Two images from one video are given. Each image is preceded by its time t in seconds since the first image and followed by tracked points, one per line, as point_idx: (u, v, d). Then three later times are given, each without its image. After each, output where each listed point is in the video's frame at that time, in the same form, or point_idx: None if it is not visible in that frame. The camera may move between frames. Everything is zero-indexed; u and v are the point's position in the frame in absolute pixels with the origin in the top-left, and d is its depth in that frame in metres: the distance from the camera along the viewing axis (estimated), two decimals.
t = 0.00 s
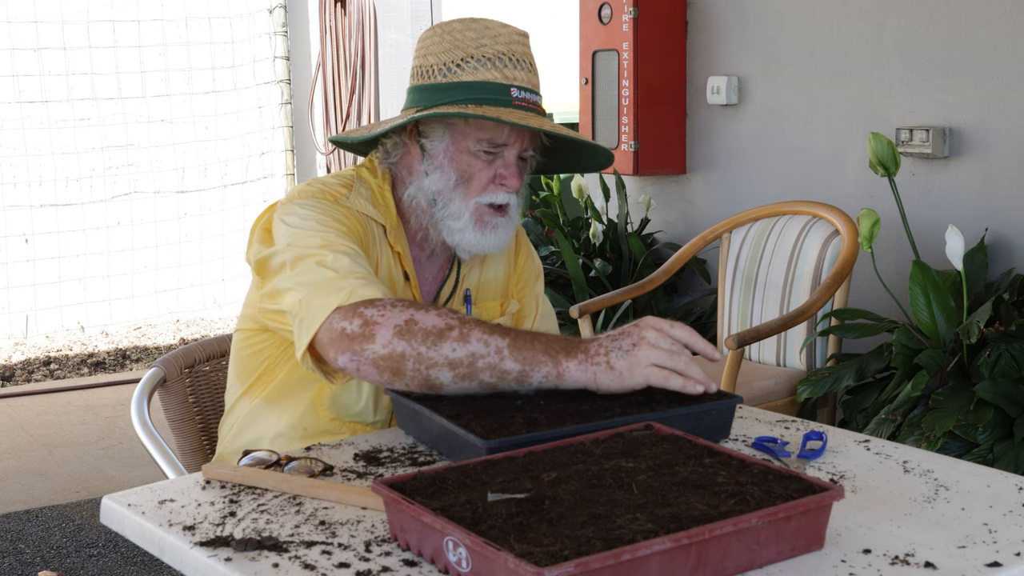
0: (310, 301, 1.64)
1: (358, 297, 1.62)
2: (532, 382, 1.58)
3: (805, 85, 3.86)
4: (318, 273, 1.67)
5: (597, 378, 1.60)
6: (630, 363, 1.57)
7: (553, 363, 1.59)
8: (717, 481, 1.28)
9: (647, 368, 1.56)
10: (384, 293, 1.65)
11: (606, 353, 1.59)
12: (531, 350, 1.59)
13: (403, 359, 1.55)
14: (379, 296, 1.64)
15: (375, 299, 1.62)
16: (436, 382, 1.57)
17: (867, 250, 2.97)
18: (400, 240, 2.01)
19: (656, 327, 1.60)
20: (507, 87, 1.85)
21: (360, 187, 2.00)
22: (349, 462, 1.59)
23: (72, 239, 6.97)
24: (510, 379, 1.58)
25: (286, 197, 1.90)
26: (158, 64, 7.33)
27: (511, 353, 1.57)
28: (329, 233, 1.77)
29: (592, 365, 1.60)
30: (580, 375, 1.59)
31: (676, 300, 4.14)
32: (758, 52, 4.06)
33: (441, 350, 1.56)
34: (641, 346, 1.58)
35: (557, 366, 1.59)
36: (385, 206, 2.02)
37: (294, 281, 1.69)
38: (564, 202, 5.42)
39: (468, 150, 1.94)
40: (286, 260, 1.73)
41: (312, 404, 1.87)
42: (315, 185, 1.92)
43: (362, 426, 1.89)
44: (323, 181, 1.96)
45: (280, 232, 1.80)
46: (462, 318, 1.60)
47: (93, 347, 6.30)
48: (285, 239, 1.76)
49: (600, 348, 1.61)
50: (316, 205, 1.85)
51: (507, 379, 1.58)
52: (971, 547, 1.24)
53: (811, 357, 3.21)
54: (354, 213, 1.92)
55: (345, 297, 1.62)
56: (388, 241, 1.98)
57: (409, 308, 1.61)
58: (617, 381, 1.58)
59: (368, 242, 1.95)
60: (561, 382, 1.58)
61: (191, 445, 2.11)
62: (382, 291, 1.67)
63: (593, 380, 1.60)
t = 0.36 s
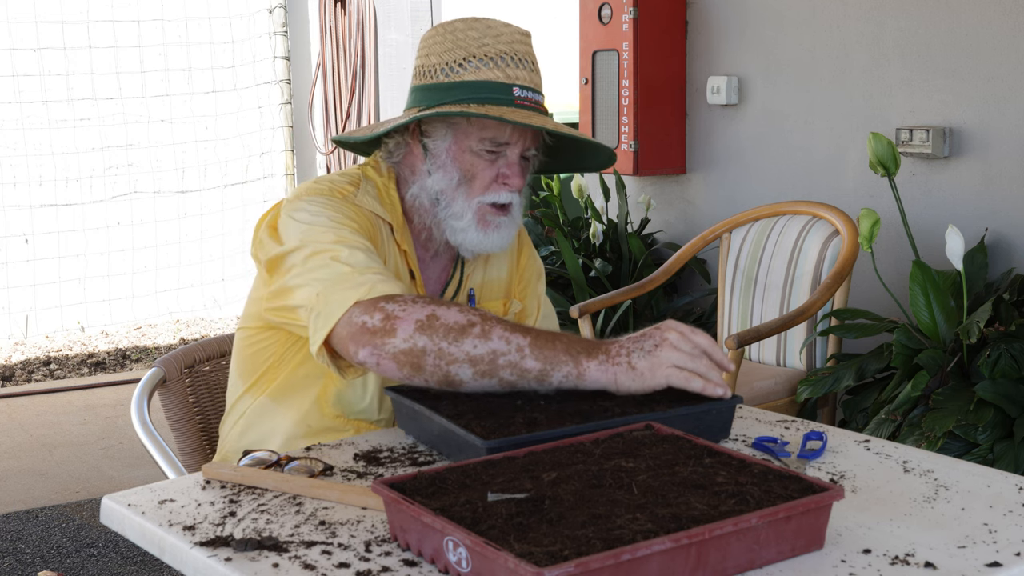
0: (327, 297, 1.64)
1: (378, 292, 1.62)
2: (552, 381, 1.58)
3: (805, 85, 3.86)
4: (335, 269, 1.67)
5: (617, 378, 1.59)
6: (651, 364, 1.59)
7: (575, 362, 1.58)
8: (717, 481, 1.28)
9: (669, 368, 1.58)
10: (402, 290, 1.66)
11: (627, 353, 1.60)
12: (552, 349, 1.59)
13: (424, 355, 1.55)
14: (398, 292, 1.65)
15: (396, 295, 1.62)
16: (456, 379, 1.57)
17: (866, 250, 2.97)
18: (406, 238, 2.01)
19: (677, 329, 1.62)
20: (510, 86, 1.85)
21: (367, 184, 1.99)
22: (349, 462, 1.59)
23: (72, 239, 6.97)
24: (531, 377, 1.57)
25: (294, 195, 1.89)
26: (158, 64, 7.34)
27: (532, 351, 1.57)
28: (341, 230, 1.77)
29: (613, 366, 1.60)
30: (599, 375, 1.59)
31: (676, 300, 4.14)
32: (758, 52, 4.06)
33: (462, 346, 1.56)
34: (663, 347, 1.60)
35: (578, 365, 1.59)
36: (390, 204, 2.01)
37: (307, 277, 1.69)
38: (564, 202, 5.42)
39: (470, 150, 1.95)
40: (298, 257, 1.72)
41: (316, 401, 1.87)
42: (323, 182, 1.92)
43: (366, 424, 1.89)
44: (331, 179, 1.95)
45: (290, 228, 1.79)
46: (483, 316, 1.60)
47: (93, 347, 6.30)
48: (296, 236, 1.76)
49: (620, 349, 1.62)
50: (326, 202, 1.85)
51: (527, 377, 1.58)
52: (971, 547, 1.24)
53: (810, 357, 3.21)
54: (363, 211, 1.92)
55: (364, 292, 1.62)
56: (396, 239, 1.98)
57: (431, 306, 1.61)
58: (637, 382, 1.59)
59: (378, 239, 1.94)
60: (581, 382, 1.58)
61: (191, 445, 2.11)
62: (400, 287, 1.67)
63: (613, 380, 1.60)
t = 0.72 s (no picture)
0: (322, 304, 1.63)
1: (370, 299, 1.61)
2: (545, 376, 1.56)
3: (805, 85, 3.86)
4: (330, 274, 1.66)
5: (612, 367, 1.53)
6: (644, 350, 1.51)
7: (565, 357, 1.54)
8: (717, 481, 1.28)
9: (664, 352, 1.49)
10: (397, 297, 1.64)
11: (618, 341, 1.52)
12: (540, 344, 1.56)
13: (414, 361, 1.55)
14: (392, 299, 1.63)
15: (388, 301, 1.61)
16: (449, 381, 1.58)
17: (866, 250, 2.97)
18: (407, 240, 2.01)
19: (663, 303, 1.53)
20: (511, 88, 1.86)
21: (367, 186, 1.99)
22: (349, 462, 1.59)
23: (72, 239, 6.97)
24: (521, 375, 1.55)
25: (294, 197, 1.89)
26: (158, 64, 7.33)
27: (521, 350, 1.55)
28: (338, 234, 1.76)
29: (605, 356, 1.53)
30: (592, 366, 1.53)
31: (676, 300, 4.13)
32: (758, 52, 4.06)
33: (450, 351, 1.55)
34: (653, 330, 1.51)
35: (568, 360, 1.54)
36: (391, 206, 2.01)
37: (303, 282, 1.68)
38: (564, 202, 5.43)
39: (471, 151, 1.94)
40: (296, 261, 1.72)
41: (317, 404, 1.87)
42: (323, 185, 1.91)
43: (367, 425, 1.89)
44: (330, 181, 1.95)
45: (288, 232, 1.79)
46: (471, 316, 1.58)
47: (93, 347, 6.30)
48: (294, 239, 1.75)
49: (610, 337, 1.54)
50: (324, 205, 1.85)
51: (517, 375, 1.56)
52: (971, 547, 1.24)
53: (811, 357, 3.21)
54: (362, 214, 1.92)
55: (358, 299, 1.61)
56: (395, 241, 1.98)
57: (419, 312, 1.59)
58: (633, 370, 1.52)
59: (376, 242, 1.94)
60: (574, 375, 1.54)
61: (192, 444, 2.11)
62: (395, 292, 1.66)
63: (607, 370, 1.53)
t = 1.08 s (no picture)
0: (298, 301, 1.63)
1: (344, 298, 1.61)
2: (518, 372, 1.58)
3: (805, 85, 3.86)
4: (310, 272, 1.66)
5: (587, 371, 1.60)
6: (630, 369, 1.63)
7: (540, 351, 1.59)
8: (717, 481, 1.28)
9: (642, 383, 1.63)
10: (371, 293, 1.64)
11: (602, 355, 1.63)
12: (515, 340, 1.59)
13: (389, 359, 1.54)
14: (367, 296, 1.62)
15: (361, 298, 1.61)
16: (422, 380, 1.57)
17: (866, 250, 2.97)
18: (400, 239, 2.01)
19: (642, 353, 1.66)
20: (503, 86, 1.86)
21: (360, 186, 1.99)
22: (349, 462, 1.59)
23: (71, 239, 6.97)
24: (496, 370, 1.57)
25: (285, 197, 1.90)
26: (158, 64, 7.32)
27: (496, 344, 1.57)
28: (325, 235, 1.76)
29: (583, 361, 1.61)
30: (569, 364, 1.59)
31: (676, 299, 4.13)
32: (758, 52, 4.06)
33: (425, 347, 1.55)
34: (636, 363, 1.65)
35: (543, 353, 1.58)
36: (384, 205, 2.02)
37: (284, 282, 1.67)
38: (564, 202, 5.43)
39: (463, 150, 1.95)
40: (281, 261, 1.72)
41: (314, 405, 1.87)
42: (314, 185, 1.92)
43: (363, 426, 1.89)
44: (322, 181, 1.95)
45: (276, 231, 1.79)
46: (445, 315, 1.59)
47: (93, 347, 6.30)
48: (282, 238, 1.75)
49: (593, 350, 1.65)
50: (313, 205, 1.85)
51: (492, 372, 1.58)
52: (971, 547, 1.24)
53: (811, 357, 3.21)
54: (351, 214, 1.92)
55: (331, 297, 1.61)
56: (386, 241, 1.98)
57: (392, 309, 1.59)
58: (614, 383, 1.62)
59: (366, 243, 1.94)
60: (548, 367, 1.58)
61: (191, 445, 2.11)
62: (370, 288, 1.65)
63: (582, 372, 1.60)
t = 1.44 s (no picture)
0: (287, 309, 1.62)
1: (331, 305, 1.60)
2: (501, 374, 1.59)
3: (805, 85, 3.86)
4: (300, 279, 1.65)
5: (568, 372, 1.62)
6: (612, 371, 1.64)
7: (522, 351, 1.60)
8: (717, 481, 1.28)
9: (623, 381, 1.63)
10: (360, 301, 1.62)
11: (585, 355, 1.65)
12: (497, 343, 1.61)
13: (373, 368, 1.55)
14: (354, 304, 1.61)
15: (348, 307, 1.60)
16: (408, 387, 1.58)
17: (866, 250, 2.97)
18: (399, 238, 2.01)
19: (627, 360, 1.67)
20: (495, 85, 1.86)
21: (358, 185, 1.99)
22: (349, 462, 1.59)
23: (71, 239, 6.97)
24: (479, 374, 1.58)
25: (283, 197, 1.89)
26: (158, 64, 7.33)
27: (478, 348, 1.58)
28: (321, 235, 1.76)
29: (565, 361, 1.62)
30: (551, 364, 1.61)
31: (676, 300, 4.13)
32: (758, 52, 4.06)
33: (408, 353, 1.56)
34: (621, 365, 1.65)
35: (525, 353, 1.60)
36: (383, 204, 2.02)
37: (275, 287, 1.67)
38: (564, 202, 5.43)
39: (459, 150, 1.95)
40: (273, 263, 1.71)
41: (313, 405, 1.87)
42: (312, 184, 1.91)
43: (363, 426, 1.90)
44: (320, 180, 1.95)
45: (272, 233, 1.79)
46: (428, 321, 1.60)
47: (93, 347, 6.30)
48: (278, 238, 1.75)
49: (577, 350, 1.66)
50: (310, 205, 1.84)
51: (476, 375, 1.59)
52: (971, 547, 1.24)
53: (811, 357, 3.21)
54: (349, 214, 1.92)
55: (319, 304, 1.60)
56: (383, 241, 1.98)
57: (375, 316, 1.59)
58: (595, 383, 1.63)
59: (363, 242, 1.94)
60: (528, 370, 1.59)
61: (191, 445, 2.11)
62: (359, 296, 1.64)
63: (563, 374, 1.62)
